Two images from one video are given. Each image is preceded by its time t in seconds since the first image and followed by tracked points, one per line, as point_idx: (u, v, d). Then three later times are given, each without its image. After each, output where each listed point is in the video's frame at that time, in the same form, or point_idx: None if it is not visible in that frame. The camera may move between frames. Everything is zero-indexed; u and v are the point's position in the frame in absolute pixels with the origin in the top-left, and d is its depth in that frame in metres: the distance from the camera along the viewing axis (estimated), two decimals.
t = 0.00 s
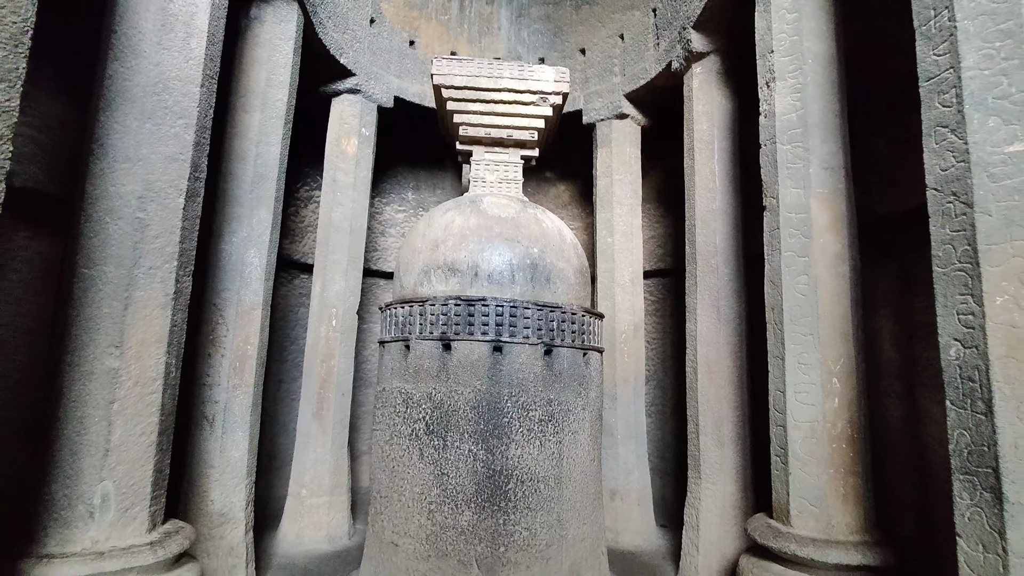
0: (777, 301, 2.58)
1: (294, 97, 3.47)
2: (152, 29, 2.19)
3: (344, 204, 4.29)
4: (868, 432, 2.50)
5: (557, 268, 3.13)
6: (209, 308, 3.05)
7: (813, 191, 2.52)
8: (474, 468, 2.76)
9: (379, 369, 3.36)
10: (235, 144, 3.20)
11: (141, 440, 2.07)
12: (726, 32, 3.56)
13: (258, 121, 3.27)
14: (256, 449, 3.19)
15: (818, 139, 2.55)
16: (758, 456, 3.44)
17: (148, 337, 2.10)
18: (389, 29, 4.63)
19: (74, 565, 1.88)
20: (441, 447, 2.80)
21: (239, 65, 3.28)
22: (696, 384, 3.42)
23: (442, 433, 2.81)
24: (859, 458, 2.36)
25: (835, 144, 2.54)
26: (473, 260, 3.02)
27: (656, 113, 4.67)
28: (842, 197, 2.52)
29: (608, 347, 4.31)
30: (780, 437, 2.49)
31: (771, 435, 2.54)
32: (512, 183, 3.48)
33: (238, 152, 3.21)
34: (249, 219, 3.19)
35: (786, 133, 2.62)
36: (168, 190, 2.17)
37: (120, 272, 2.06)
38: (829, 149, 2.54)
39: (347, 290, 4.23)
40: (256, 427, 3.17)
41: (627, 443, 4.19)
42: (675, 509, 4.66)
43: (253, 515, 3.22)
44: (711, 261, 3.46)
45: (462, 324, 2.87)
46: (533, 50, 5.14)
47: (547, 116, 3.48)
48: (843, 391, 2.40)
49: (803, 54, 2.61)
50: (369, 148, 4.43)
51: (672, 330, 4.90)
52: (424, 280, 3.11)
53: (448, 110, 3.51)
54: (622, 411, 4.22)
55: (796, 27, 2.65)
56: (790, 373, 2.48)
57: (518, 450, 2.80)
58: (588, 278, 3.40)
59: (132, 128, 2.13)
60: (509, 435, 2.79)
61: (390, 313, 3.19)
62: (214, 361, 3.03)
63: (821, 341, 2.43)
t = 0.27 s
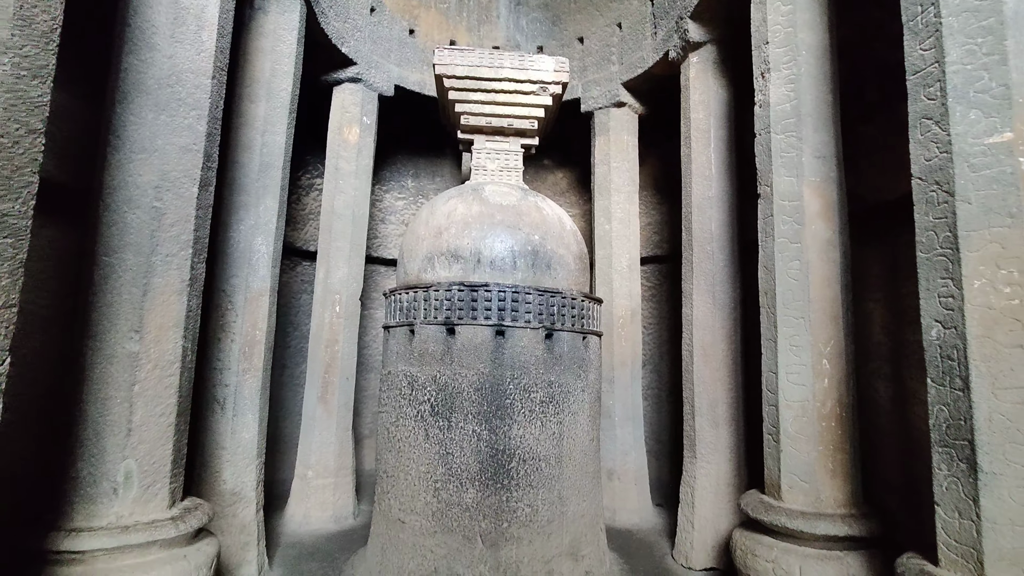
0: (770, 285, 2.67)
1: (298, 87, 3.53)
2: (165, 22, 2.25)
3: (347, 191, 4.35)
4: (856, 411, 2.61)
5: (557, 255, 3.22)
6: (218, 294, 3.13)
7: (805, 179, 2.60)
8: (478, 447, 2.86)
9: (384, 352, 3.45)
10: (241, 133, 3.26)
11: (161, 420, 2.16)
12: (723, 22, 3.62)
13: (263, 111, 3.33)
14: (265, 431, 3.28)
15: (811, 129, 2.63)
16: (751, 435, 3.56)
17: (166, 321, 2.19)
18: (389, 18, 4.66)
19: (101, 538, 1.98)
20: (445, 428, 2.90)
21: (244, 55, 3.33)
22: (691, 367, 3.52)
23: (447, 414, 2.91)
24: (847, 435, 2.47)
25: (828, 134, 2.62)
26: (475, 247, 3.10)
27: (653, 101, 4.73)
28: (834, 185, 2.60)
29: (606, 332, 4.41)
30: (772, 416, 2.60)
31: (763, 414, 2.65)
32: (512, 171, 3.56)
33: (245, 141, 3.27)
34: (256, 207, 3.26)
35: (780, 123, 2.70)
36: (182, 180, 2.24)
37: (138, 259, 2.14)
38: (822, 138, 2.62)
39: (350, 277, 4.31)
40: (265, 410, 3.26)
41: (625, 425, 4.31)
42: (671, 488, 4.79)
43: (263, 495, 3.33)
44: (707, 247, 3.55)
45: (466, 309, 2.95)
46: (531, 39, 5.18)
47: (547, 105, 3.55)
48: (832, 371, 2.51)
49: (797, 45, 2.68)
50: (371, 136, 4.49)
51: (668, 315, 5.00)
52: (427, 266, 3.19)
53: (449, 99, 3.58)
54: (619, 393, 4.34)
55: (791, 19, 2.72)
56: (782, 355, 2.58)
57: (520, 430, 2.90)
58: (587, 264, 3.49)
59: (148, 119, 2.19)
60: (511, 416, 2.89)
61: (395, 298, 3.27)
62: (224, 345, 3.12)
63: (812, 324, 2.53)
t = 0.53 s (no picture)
0: (760, 277, 2.76)
1: (298, 83, 3.58)
2: (171, 23, 2.31)
3: (347, 185, 4.42)
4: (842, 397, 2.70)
5: (554, 248, 3.30)
6: (223, 288, 3.21)
7: (794, 174, 2.68)
8: (478, 435, 2.95)
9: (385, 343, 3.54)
10: (243, 129, 3.32)
11: (172, 409, 2.25)
12: (716, 17, 3.68)
13: (264, 107, 3.39)
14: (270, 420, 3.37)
15: (800, 124, 2.70)
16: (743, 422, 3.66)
17: (177, 314, 2.27)
18: (387, 12, 4.70)
19: (118, 522, 2.07)
20: (446, 416, 2.99)
21: (245, 52, 3.38)
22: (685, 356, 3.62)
23: (447, 403, 3.00)
24: (833, 421, 2.57)
25: (817, 129, 2.69)
26: (474, 240, 3.18)
27: (648, 94, 4.79)
28: (823, 179, 2.68)
29: (602, 322, 4.50)
30: (762, 402, 2.69)
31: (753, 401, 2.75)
32: (510, 165, 3.60)
33: (247, 137, 3.33)
34: (259, 202, 3.33)
35: (770, 118, 2.77)
36: (189, 177, 2.31)
37: (149, 255, 2.21)
38: (811, 133, 2.69)
39: (351, 270, 4.39)
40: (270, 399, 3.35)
41: (621, 413, 4.41)
42: (666, 474, 4.91)
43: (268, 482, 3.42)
44: (701, 239, 3.63)
45: (465, 301, 3.04)
46: (528, 31, 5.26)
47: (544, 100, 3.61)
48: (819, 360, 2.59)
49: (788, 42, 2.75)
50: (370, 130, 4.54)
51: (664, 305, 5.09)
52: (427, 259, 3.27)
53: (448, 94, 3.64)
54: (616, 382, 4.43)
55: (781, 16, 2.79)
56: (771, 344, 2.67)
57: (519, 418, 2.99)
58: (583, 257, 3.56)
59: (156, 119, 2.26)
60: (510, 404, 2.98)
61: (396, 291, 3.35)
62: (229, 337, 3.20)
63: (800, 315, 2.61)
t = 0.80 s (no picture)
0: (749, 268, 2.83)
1: (299, 77, 3.64)
2: (175, 21, 2.38)
3: (347, 177, 4.48)
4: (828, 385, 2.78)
5: (549, 240, 3.37)
6: (226, 279, 3.28)
7: (783, 168, 2.75)
8: (475, 422, 3.04)
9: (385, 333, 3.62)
10: (245, 123, 3.39)
11: (180, 396, 2.33)
12: (711, 12, 3.73)
13: (265, 102, 3.45)
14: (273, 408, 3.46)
15: (789, 119, 2.77)
16: (735, 410, 3.75)
17: (183, 304, 2.35)
18: (386, 5, 4.74)
19: (129, 503, 2.16)
20: (444, 404, 3.08)
21: (246, 47, 3.44)
22: (678, 346, 3.70)
23: (445, 391, 3.08)
24: (818, 408, 2.65)
25: (805, 124, 2.76)
26: (471, 232, 3.25)
27: (644, 87, 4.84)
28: (811, 173, 2.75)
29: (598, 312, 4.58)
30: (750, 390, 2.78)
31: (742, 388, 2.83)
32: (507, 158, 3.67)
33: (249, 131, 3.40)
34: (261, 195, 3.40)
35: (760, 114, 2.84)
36: (194, 171, 2.38)
37: (156, 247, 2.29)
38: (800, 128, 2.76)
39: (351, 261, 4.46)
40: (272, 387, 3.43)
41: (616, 402, 4.50)
42: (661, 462, 5.00)
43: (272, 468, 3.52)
44: (694, 231, 3.70)
45: (462, 292, 3.11)
46: (525, 25, 5.26)
47: (540, 94, 3.67)
48: (805, 348, 2.67)
49: (778, 39, 2.81)
50: (369, 123, 4.60)
51: (659, 296, 5.17)
52: (426, 251, 3.34)
53: (446, 88, 3.70)
54: (611, 371, 4.52)
55: (772, 13, 2.85)
56: (759, 333, 2.76)
57: (515, 406, 3.08)
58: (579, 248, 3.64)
59: (161, 115, 2.33)
60: (506, 392, 3.07)
61: (395, 282, 3.43)
62: (233, 327, 3.28)
63: (787, 305, 2.69)
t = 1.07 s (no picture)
0: (739, 260, 2.91)
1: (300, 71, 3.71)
2: (180, 19, 2.45)
3: (347, 170, 4.55)
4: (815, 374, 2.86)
5: (545, 232, 3.44)
6: (230, 270, 3.36)
7: (772, 163, 2.82)
8: (472, 409, 3.13)
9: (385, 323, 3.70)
10: (248, 117, 3.46)
11: (186, 382, 2.42)
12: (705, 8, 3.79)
13: (267, 96, 3.52)
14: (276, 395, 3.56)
15: (778, 115, 2.83)
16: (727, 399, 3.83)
17: (189, 295, 2.43)
18: None
19: (139, 485, 2.25)
20: (442, 392, 3.17)
21: (248, 42, 3.51)
22: (671, 336, 3.78)
23: (443, 379, 3.17)
24: (804, 396, 2.73)
25: (795, 120, 2.82)
26: (469, 225, 3.32)
27: (641, 81, 4.89)
28: (799, 168, 2.82)
29: (594, 303, 4.66)
30: (738, 378, 2.86)
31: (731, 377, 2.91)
32: (504, 152, 3.74)
33: (251, 125, 3.47)
34: (263, 188, 3.47)
35: (750, 109, 2.90)
36: (199, 165, 2.46)
37: (163, 239, 2.37)
38: (789, 124, 2.83)
39: (352, 252, 4.54)
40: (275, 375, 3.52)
41: (612, 391, 4.59)
42: (656, 451, 5.10)
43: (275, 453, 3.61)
44: (688, 224, 3.77)
45: (460, 283, 3.20)
46: (524, 19, 5.34)
47: (537, 89, 3.74)
48: (792, 338, 2.75)
49: (768, 36, 2.88)
50: (369, 116, 4.67)
51: (656, 288, 5.24)
52: (424, 243, 3.42)
53: (444, 83, 3.76)
54: (607, 361, 4.61)
55: (762, 10, 2.91)
56: (747, 324, 2.83)
57: (510, 393, 3.17)
58: (574, 240, 3.71)
59: (167, 111, 2.41)
60: (503, 380, 3.16)
61: (394, 273, 3.51)
62: (237, 317, 3.37)
63: (775, 296, 2.77)
